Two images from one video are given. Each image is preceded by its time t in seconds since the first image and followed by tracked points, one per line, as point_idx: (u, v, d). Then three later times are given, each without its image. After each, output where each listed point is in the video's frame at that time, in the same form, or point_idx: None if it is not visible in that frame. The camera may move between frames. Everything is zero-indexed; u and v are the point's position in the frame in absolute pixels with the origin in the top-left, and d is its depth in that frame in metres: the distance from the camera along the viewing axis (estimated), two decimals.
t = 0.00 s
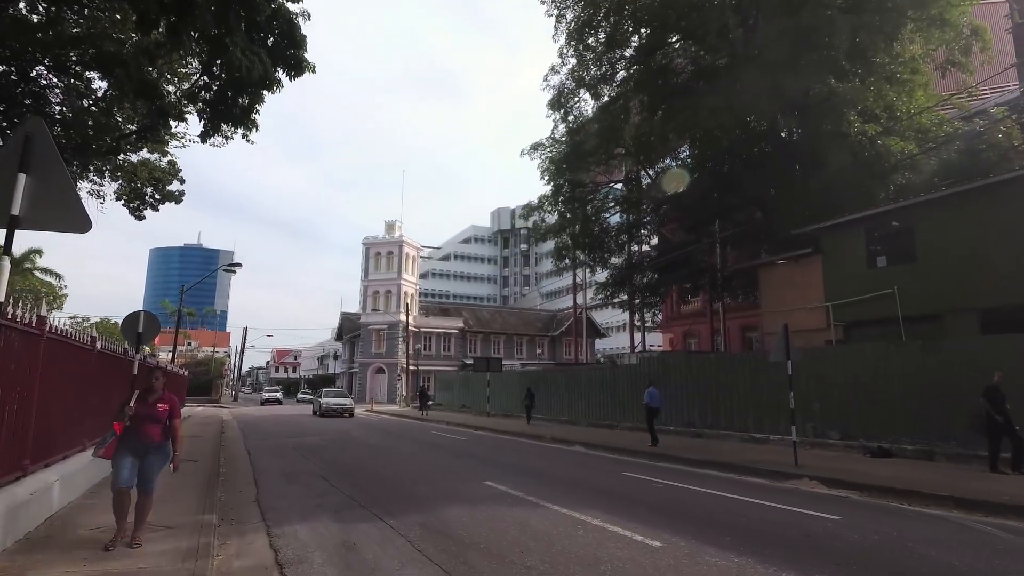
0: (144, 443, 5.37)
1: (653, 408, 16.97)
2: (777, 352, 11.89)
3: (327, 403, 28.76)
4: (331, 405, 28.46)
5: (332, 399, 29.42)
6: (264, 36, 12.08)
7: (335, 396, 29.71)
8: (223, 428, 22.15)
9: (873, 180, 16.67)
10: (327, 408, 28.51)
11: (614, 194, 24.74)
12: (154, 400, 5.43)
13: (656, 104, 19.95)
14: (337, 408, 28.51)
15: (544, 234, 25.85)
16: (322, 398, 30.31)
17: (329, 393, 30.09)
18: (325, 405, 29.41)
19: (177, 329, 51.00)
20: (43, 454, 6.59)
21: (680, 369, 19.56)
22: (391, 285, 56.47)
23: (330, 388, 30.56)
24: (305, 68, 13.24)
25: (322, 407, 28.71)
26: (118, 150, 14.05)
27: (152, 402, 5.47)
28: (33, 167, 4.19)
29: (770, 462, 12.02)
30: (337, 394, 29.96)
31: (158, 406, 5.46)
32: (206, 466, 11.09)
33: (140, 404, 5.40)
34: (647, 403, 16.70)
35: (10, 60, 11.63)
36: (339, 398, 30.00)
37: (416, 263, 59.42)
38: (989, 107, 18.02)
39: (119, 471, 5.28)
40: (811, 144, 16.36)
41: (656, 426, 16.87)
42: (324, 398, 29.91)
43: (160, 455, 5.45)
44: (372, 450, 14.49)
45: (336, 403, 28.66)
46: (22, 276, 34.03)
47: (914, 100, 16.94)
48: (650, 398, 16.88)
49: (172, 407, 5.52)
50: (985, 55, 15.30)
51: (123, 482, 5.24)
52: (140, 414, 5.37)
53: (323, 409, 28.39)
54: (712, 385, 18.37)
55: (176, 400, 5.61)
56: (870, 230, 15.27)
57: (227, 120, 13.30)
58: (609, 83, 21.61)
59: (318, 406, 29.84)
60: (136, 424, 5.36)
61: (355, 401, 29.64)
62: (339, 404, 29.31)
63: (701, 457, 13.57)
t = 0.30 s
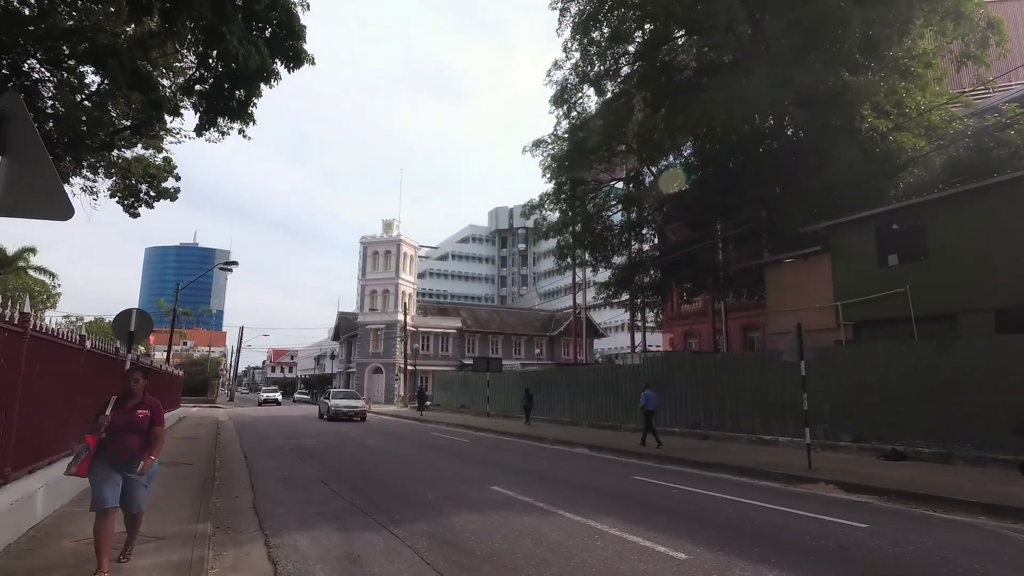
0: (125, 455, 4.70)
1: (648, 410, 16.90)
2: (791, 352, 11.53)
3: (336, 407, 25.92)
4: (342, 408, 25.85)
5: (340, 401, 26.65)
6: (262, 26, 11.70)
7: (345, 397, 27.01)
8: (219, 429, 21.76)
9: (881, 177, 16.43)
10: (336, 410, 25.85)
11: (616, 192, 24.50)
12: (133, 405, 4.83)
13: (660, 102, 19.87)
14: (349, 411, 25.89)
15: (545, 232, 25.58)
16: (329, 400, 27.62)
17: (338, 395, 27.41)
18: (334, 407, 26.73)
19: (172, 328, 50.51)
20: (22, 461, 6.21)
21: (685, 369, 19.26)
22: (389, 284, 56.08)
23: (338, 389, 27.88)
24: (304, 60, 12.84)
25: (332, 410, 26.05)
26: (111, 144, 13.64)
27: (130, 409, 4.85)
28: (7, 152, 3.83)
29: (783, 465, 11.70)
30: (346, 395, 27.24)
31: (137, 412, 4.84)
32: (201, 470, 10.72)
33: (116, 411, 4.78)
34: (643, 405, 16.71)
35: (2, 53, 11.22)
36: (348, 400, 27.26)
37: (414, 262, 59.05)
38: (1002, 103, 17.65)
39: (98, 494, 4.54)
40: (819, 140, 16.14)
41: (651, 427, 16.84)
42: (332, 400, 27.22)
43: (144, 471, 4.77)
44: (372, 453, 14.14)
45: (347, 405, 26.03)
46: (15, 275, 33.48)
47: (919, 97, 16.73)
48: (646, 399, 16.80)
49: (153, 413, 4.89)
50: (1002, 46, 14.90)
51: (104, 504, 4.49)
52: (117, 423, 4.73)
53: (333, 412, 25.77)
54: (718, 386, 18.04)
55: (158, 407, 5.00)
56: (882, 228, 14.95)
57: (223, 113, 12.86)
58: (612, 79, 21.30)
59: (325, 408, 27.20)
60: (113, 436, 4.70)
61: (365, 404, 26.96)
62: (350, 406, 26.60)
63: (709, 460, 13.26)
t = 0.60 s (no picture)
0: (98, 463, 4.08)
1: (646, 409, 17.05)
2: (806, 350, 11.15)
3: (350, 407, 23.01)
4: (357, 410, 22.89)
5: (352, 402, 23.61)
6: (259, 14, 11.29)
7: (359, 397, 23.86)
8: (215, 429, 21.37)
9: (891, 171, 16.15)
10: (349, 413, 22.78)
11: (619, 188, 24.15)
12: (107, 403, 4.20)
13: (664, 96, 19.54)
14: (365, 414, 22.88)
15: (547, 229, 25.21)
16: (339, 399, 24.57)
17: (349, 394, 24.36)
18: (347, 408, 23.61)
19: (169, 327, 50.03)
20: None
21: (691, 368, 18.90)
22: (387, 283, 55.69)
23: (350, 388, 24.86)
24: (303, 49, 12.44)
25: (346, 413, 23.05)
26: (106, 139, 13.23)
27: (108, 408, 4.24)
28: None
29: (798, 466, 11.34)
30: (360, 395, 24.15)
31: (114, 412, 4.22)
32: (196, 472, 10.30)
33: (90, 411, 4.18)
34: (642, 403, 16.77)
35: None
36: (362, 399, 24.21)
37: (412, 261, 58.66)
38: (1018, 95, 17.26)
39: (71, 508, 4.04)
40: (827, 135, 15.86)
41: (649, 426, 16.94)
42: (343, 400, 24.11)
43: (121, 478, 4.11)
44: (373, 454, 13.76)
45: (362, 406, 22.97)
46: (9, 273, 32.98)
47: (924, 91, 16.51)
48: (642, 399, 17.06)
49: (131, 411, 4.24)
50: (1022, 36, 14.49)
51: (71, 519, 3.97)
52: (90, 426, 4.12)
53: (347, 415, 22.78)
54: (726, 385, 17.68)
55: (139, 405, 4.38)
56: (896, 223, 14.59)
57: (220, 106, 12.46)
58: (617, 72, 20.89)
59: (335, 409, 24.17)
60: (85, 440, 4.10)
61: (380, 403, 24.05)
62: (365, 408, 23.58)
63: (720, 461, 12.90)
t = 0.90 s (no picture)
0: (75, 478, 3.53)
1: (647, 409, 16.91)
2: (828, 349, 10.76)
3: (370, 408, 19.81)
4: (380, 414, 19.69)
5: (371, 402, 20.45)
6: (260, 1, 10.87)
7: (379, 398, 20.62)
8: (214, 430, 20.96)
9: (906, 166, 15.82)
10: (372, 416, 19.63)
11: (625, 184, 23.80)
12: (89, 409, 3.66)
13: (670, 92, 19.25)
14: (389, 419, 19.72)
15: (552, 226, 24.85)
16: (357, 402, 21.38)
17: (368, 394, 21.08)
18: (367, 411, 20.45)
19: (167, 327, 49.54)
20: None
21: (700, 367, 18.52)
22: (388, 282, 55.29)
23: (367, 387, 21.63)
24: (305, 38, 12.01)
25: (367, 416, 19.87)
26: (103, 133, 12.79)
27: (91, 415, 3.69)
28: None
29: (817, 469, 10.98)
30: (380, 396, 20.93)
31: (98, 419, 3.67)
32: (194, 475, 9.89)
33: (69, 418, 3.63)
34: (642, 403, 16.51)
35: None
36: (384, 401, 20.96)
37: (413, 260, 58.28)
38: None
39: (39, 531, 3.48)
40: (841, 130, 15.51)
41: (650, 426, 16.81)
42: (362, 402, 20.93)
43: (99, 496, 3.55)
44: (377, 456, 13.37)
45: (385, 408, 19.81)
46: (5, 271, 32.54)
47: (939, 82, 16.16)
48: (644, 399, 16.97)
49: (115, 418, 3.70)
50: None
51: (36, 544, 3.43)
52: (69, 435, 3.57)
53: (369, 418, 19.64)
54: (737, 384, 17.30)
55: (128, 412, 3.84)
56: (913, 218, 14.23)
57: (219, 97, 12.01)
58: (624, 65, 20.52)
59: (353, 411, 21.04)
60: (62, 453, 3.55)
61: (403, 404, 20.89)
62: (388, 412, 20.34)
63: (734, 463, 12.53)
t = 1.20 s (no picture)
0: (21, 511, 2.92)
1: (645, 408, 16.82)
2: (849, 348, 10.40)
3: (401, 415, 16.39)
4: (413, 420, 16.25)
5: (401, 407, 16.95)
6: None
7: (410, 402, 17.16)
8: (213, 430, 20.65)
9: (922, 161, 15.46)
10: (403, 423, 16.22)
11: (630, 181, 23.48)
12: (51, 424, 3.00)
13: (678, 86, 18.90)
14: (424, 426, 16.24)
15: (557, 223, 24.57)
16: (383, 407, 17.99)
17: (396, 396, 17.66)
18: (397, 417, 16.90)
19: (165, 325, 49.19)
20: None
21: (709, 367, 18.20)
22: (388, 281, 54.95)
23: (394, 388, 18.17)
24: (308, 28, 11.59)
25: (397, 423, 16.38)
26: (99, 126, 12.38)
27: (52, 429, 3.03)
28: None
29: (837, 472, 10.64)
30: (410, 398, 17.42)
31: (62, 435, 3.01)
32: (193, 478, 9.53)
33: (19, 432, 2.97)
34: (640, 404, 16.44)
35: None
36: (416, 404, 17.41)
37: (413, 259, 57.95)
38: None
39: None
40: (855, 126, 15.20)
41: (648, 425, 16.71)
42: (390, 406, 17.44)
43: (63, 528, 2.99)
44: (381, 457, 13.01)
45: (419, 414, 16.39)
46: (2, 269, 32.19)
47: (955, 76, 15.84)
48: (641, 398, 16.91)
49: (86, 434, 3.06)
50: None
51: None
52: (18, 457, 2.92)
53: (400, 426, 16.24)
54: (747, 384, 16.96)
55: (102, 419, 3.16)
56: (931, 214, 13.90)
57: (218, 87, 11.52)
58: (631, 59, 20.15)
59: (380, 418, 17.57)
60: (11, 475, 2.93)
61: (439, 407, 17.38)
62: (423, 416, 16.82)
63: (749, 465, 12.19)
